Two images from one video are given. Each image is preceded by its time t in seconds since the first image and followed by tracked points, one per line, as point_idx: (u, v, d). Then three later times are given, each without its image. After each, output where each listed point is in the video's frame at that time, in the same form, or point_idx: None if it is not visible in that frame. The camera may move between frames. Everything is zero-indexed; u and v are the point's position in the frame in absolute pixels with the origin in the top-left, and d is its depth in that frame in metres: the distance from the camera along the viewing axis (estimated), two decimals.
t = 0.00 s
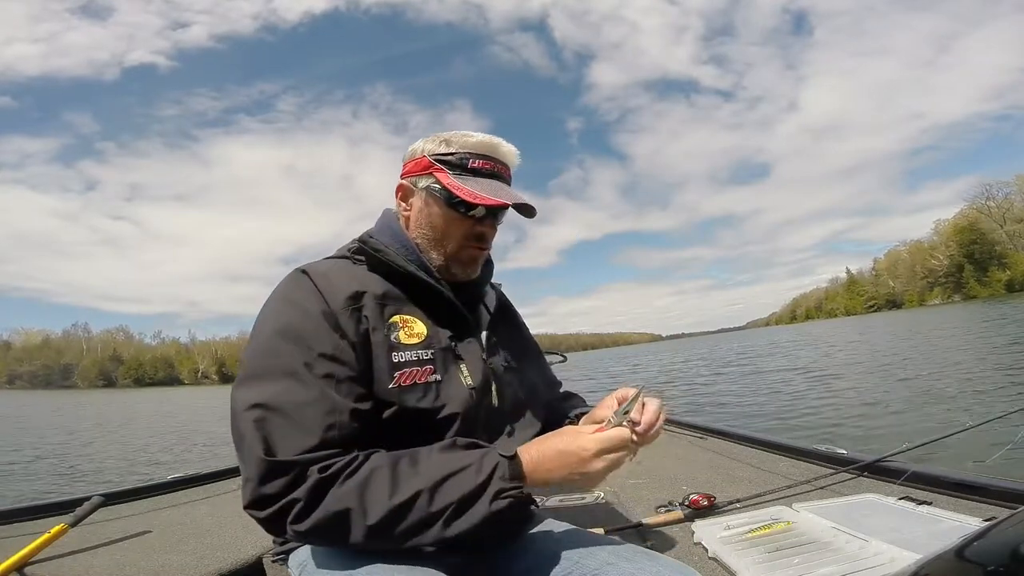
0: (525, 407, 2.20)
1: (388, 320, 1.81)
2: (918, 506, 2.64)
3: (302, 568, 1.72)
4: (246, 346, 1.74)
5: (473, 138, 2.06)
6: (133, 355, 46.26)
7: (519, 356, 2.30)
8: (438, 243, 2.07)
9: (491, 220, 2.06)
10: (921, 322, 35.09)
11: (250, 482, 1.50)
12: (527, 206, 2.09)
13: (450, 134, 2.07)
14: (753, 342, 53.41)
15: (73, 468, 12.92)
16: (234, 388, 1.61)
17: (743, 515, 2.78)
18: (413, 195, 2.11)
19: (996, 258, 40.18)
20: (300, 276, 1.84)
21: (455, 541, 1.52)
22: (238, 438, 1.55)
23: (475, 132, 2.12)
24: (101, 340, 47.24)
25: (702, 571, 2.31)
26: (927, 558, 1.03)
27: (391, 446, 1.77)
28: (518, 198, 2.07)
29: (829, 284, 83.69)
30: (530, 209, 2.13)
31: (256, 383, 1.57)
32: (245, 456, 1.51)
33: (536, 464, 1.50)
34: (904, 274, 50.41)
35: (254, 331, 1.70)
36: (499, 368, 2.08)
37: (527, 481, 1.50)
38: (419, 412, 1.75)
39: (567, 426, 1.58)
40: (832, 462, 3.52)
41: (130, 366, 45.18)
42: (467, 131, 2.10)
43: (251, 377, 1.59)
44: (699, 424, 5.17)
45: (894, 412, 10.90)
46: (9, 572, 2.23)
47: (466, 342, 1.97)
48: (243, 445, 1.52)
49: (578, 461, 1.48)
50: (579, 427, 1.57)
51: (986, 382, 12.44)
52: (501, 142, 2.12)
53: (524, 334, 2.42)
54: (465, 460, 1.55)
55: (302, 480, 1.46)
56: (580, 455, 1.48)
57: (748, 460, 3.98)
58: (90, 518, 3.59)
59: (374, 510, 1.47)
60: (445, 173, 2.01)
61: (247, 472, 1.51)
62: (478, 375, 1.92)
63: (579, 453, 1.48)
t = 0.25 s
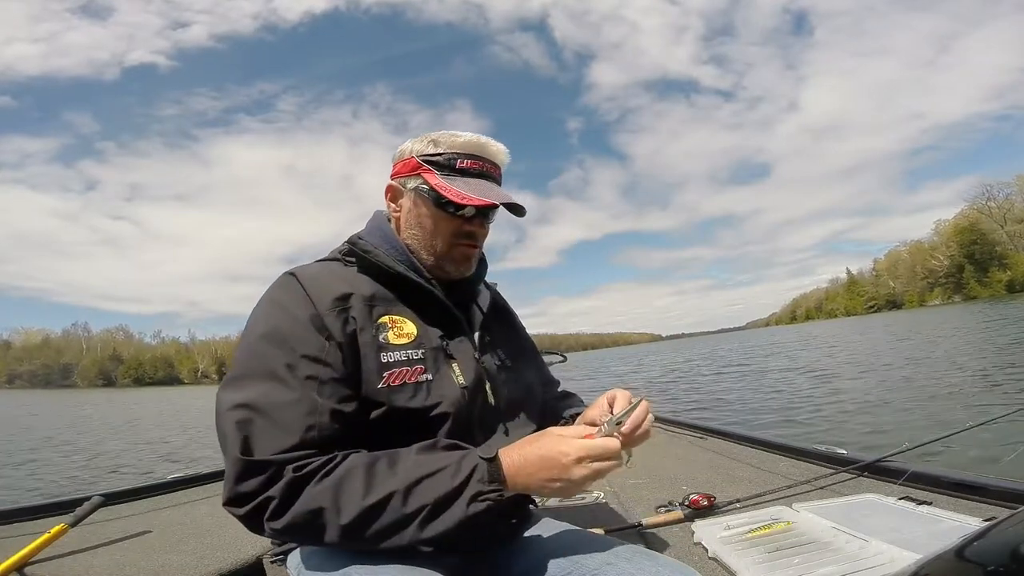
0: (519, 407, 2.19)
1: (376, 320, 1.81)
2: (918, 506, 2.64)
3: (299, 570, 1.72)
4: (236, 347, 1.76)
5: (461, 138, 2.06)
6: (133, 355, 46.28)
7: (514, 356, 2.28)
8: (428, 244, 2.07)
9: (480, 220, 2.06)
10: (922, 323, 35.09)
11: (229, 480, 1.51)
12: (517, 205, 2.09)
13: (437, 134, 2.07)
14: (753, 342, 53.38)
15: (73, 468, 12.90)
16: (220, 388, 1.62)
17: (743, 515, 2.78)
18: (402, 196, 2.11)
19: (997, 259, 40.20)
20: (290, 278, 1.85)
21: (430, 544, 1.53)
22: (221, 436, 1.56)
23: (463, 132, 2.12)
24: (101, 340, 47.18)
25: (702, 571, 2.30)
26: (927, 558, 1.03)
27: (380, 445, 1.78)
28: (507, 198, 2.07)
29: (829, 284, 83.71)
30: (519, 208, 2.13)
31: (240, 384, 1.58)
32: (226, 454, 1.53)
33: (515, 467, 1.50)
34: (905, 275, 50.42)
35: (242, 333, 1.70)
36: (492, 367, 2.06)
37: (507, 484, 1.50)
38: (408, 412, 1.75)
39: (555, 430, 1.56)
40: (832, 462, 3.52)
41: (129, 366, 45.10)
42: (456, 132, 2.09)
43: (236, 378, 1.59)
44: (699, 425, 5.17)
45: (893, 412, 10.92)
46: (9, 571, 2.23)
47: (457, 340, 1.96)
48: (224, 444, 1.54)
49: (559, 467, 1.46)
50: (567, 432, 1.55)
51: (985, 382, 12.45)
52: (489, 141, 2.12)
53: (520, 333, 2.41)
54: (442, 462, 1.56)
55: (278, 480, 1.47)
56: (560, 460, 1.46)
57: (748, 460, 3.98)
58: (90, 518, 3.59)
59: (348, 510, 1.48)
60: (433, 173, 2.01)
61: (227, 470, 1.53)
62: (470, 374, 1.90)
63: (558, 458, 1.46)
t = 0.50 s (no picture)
0: (515, 406, 2.18)
1: (369, 321, 1.81)
2: (918, 506, 2.64)
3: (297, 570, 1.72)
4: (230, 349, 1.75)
5: (452, 138, 2.06)
6: (133, 354, 46.30)
7: (510, 355, 2.28)
8: (421, 244, 2.07)
9: (472, 220, 2.06)
10: (922, 323, 35.10)
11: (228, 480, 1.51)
12: (510, 205, 2.09)
13: (429, 135, 2.07)
14: (753, 342, 53.34)
15: (73, 468, 12.89)
16: (215, 390, 1.62)
17: (743, 515, 2.78)
18: (394, 197, 2.12)
19: (997, 259, 40.16)
20: (283, 280, 1.84)
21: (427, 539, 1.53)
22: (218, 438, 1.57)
23: (454, 133, 2.12)
24: (101, 340, 47.19)
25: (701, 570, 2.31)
26: (928, 559, 1.03)
27: (375, 445, 1.78)
28: (499, 198, 2.07)
29: (829, 284, 83.69)
30: (512, 208, 2.13)
31: (236, 386, 1.58)
32: (224, 455, 1.53)
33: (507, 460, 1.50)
34: (905, 275, 50.42)
35: (235, 336, 1.70)
36: (487, 367, 2.05)
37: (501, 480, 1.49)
38: (402, 412, 1.75)
39: (547, 427, 1.56)
40: (832, 462, 3.52)
41: (129, 367, 45.03)
42: (447, 132, 2.10)
43: (232, 381, 1.59)
44: (699, 424, 5.17)
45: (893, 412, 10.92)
46: (9, 572, 2.23)
47: (451, 339, 1.96)
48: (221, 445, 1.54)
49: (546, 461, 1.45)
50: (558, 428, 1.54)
51: (985, 382, 12.46)
52: (481, 141, 2.12)
53: (515, 331, 2.40)
54: (437, 458, 1.56)
55: (277, 480, 1.47)
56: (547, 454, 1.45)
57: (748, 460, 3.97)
58: (89, 518, 3.59)
59: (346, 507, 1.47)
60: (425, 174, 2.02)
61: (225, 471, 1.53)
62: (465, 373, 1.90)
63: (545, 453, 1.46)
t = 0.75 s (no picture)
0: (510, 406, 2.18)
1: (363, 321, 1.80)
2: (918, 506, 2.64)
3: (294, 570, 1.72)
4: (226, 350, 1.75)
5: (447, 139, 2.06)
6: (133, 354, 46.30)
7: (505, 354, 2.28)
8: (416, 244, 2.07)
9: (468, 221, 2.06)
10: (922, 323, 35.08)
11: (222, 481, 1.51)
12: (506, 206, 2.09)
13: (424, 136, 2.07)
14: (753, 342, 53.29)
15: (72, 468, 12.88)
16: (209, 391, 1.61)
17: (743, 515, 2.78)
18: (390, 198, 2.12)
19: (997, 259, 40.12)
20: (278, 282, 1.84)
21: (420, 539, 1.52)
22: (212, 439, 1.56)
23: (449, 134, 2.12)
24: (100, 339, 47.15)
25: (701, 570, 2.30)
26: (927, 558, 1.03)
27: (369, 445, 1.78)
28: (495, 198, 2.07)
29: (829, 284, 83.66)
30: (509, 209, 2.14)
31: (231, 387, 1.57)
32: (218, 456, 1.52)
33: (500, 460, 1.50)
34: (906, 275, 50.39)
35: (230, 337, 1.70)
36: (482, 366, 2.05)
37: (495, 479, 1.49)
38: (397, 412, 1.75)
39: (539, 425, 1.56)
40: (832, 462, 3.51)
41: (129, 366, 45.01)
42: (442, 133, 2.10)
43: (226, 381, 1.59)
44: (699, 425, 5.17)
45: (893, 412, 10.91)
46: (9, 572, 2.23)
47: (446, 339, 1.96)
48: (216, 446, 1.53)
49: (540, 459, 1.45)
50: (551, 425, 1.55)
51: (986, 383, 12.44)
52: (476, 142, 2.13)
53: (511, 331, 2.40)
54: (430, 459, 1.55)
55: (270, 479, 1.47)
56: (541, 452, 1.45)
57: (748, 460, 3.97)
58: (89, 518, 3.59)
59: (339, 507, 1.47)
60: (420, 175, 2.02)
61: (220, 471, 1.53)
62: (460, 373, 1.89)
63: (538, 451, 1.45)
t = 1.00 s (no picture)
0: (508, 405, 2.18)
1: (360, 321, 1.80)
2: (917, 506, 2.64)
3: (294, 571, 1.72)
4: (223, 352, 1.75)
5: (442, 140, 2.06)
6: (133, 354, 46.28)
7: (502, 353, 2.27)
8: (412, 245, 2.07)
9: (464, 221, 2.05)
10: (923, 323, 35.05)
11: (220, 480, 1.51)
12: (502, 207, 2.09)
13: (420, 137, 2.06)
14: (753, 342, 53.24)
15: (71, 468, 12.88)
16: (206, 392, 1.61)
17: (743, 515, 2.78)
18: (386, 199, 2.11)
19: (997, 259, 40.08)
20: (274, 283, 1.84)
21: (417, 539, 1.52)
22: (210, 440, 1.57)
23: (445, 134, 2.11)
24: (100, 339, 47.14)
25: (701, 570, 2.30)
26: (926, 558, 1.03)
27: (367, 445, 1.78)
28: (490, 199, 2.07)
29: (829, 284, 83.63)
30: (506, 210, 2.13)
31: (228, 388, 1.57)
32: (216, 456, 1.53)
33: (497, 458, 1.50)
34: (906, 274, 50.34)
35: (227, 339, 1.70)
36: (479, 365, 2.05)
37: (492, 478, 1.49)
38: (394, 411, 1.75)
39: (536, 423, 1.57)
40: (832, 462, 3.51)
41: (128, 366, 44.98)
42: (438, 134, 2.09)
43: (223, 382, 1.59)
44: (699, 424, 5.16)
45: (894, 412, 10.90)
46: (9, 572, 2.23)
47: (443, 338, 1.96)
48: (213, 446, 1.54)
49: (538, 456, 1.46)
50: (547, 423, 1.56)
51: (986, 382, 12.41)
52: (472, 143, 2.13)
53: (508, 330, 2.40)
54: (424, 458, 1.55)
55: (267, 478, 1.47)
56: (539, 449, 1.46)
57: (748, 460, 3.97)
58: (89, 518, 3.59)
59: (334, 506, 1.47)
60: (416, 176, 2.01)
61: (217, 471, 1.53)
62: (457, 372, 1.89)
63: (536, 447, 1.46)
